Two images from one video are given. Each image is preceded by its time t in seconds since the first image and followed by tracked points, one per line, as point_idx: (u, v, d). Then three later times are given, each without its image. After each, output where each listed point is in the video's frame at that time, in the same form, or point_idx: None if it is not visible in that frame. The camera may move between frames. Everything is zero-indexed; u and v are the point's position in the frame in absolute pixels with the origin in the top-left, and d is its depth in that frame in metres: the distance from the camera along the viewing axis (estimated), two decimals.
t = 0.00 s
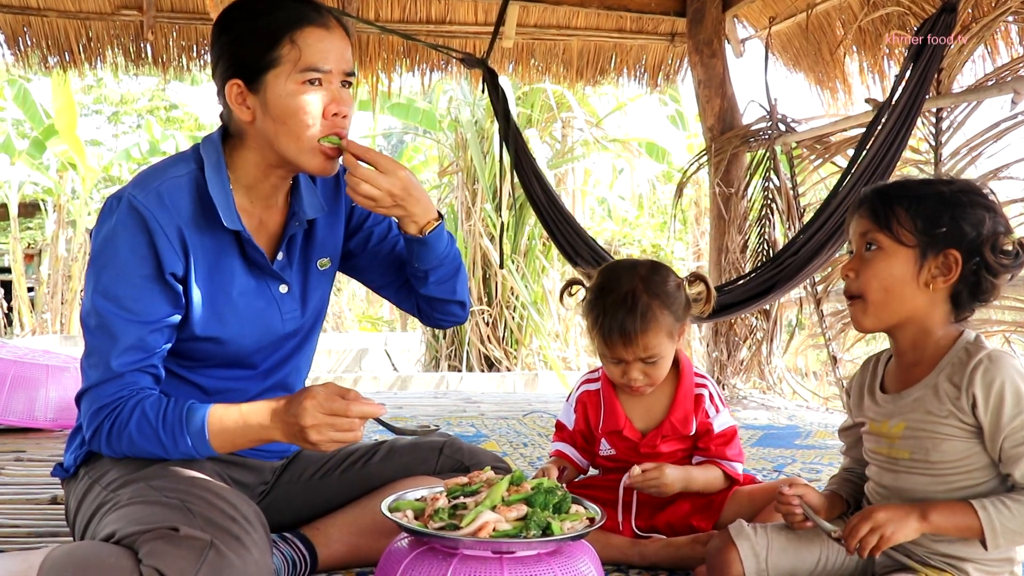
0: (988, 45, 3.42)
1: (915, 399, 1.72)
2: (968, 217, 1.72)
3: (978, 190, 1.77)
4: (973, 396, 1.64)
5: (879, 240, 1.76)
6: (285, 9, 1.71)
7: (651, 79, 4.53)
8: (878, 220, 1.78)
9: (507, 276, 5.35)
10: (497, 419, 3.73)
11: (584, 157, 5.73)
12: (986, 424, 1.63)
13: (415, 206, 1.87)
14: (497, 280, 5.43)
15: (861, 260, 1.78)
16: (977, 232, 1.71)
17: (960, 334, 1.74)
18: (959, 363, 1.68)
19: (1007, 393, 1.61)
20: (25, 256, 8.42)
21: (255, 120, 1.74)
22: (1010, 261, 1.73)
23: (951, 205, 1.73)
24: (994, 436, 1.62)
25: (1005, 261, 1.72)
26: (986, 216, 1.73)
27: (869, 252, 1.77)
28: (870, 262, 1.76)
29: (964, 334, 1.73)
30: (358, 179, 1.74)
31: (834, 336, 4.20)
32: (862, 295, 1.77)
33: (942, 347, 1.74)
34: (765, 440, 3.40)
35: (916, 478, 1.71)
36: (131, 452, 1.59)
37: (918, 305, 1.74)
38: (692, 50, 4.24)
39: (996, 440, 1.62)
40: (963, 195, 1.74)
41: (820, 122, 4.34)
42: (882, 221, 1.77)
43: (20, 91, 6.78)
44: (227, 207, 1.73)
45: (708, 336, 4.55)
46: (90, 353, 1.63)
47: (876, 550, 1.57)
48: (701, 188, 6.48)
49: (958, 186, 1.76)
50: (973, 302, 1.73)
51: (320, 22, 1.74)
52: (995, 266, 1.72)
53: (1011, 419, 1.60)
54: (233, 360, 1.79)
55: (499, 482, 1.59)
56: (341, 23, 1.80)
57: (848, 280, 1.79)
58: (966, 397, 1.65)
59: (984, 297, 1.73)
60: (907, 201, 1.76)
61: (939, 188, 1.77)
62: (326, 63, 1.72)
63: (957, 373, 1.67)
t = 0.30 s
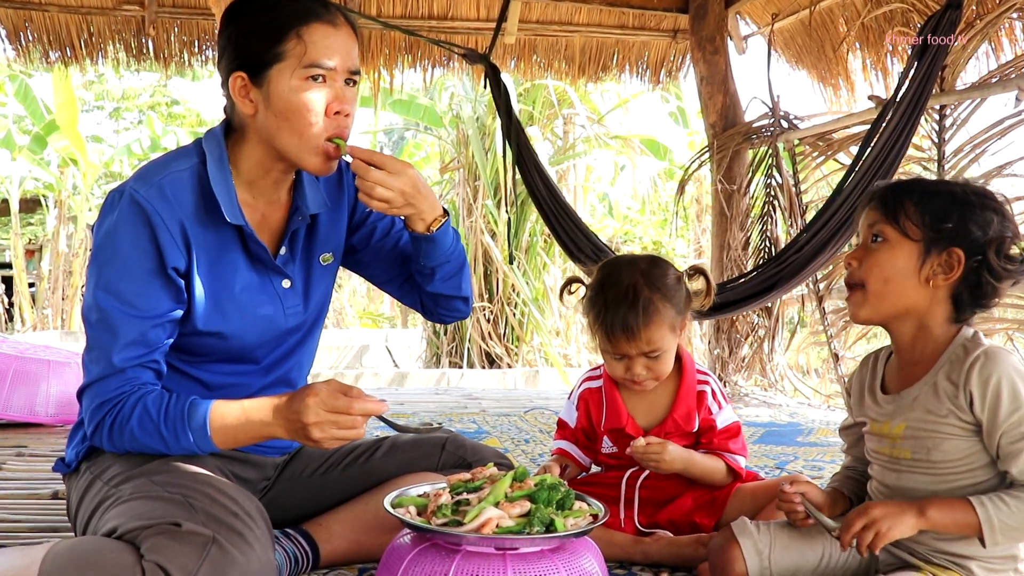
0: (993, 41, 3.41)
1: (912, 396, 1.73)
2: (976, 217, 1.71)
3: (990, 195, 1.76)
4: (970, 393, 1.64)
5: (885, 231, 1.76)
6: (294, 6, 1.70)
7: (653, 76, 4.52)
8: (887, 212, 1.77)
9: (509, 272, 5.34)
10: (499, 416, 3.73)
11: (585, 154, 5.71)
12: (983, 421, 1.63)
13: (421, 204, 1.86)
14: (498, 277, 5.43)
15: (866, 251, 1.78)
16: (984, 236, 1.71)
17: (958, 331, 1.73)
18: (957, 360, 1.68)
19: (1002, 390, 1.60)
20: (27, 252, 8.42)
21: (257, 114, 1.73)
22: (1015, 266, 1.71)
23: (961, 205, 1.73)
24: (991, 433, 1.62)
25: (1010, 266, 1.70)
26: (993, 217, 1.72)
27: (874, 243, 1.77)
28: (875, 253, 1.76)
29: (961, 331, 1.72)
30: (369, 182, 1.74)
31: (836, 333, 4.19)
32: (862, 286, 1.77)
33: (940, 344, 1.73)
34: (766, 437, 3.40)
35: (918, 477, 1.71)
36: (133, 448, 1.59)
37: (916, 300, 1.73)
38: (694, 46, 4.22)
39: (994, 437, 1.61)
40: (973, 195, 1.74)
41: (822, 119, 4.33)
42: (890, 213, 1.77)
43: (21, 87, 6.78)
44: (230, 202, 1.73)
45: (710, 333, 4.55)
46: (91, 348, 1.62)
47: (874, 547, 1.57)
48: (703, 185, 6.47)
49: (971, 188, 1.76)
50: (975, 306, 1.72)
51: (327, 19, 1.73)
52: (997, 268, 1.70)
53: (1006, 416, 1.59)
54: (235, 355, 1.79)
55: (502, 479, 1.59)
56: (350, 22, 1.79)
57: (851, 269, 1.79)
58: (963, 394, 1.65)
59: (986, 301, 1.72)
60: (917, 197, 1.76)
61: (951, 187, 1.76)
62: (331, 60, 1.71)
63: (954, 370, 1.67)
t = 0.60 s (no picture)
0: (996, 38, 3.40)
1: (919, 393, 1.72)
2: (981, 216, 1.71)
3: (993, 193, 1.76)
4: (978, 391, 1.63)
5: (888, 231, 1.76)
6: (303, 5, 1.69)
7: (655, 72, 4.51)
8: (889, 211, 1.77)
9: (510, 268, 5.32)
10: (500, 412, 3.72)
11: (587, 150, 5.70)
12: (992, 418, 1.62)
13: (430, 199, 1.88)
14: (499, 273, 5.42)
15: (868, 249, 1.78)
16: (988, 235, 1.70)
17: (965, 327, 1.73)
18: (965, 357, 1.67)
19: (1012, 387, 1.59)
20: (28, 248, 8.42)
21: (260, 109, 1.72)
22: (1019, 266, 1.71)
23: (965, 203, 1.72)
24: (1000, 430, 1.61)
25: (1015, 265, 1.71)
26: (998, 216, 1.72)
27: (877, 243, 1.77)
28: (877, 253, 1.75)
29: (968, 328, 1.71)
30: (383, 175, 1.75)
31: (838, 330, 4.18)
32: (866, 285, 1.76)
33: (946, 342, 1.73)
34: (768, 434, 3.40)
35: (926, 473, 1.70)
36: (132, 441, 1.58)
37: (921, 297, 1.72)
38: (696, 42, 4.21)
39: (1003, 434, 1.61)
40: (977, 194, 1.73)
41: (824, 116, 4.32)
42: (893, 212, 1.76)
43: (22, 82, 6.78)
44: (232, 195, 1.72)
45: (711, 330, 4.54)
46: (91, 341, 1.62)
47: (882, 536, 1.55)
48: (704, 181, 6.47)
49: (974, 186, 1.75)
50: (979, 304, 1.72)
51: (336, 19, 1.71)
52: (1001, 267, 1.70)
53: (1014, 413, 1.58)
54: (237, 349, 1.78)
55: (504, 475, 1.58)
56: (360, 23, 1.77)
57: (853, 268, 1.78)
58: (972, 391, 1.64)
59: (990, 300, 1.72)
60: (919, 196, 1.75)
61: (954, 185, 1.76)
62: (337, 63, 1.69)
63: (963, 367, 1.66)
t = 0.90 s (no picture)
0: (999, 34, 3.39)
1: (927, 391, 1.71)
2: (972, 206, 1.70)
3: (980, 178, 1.75)
4: (989, 389, 1.63)
5: (884, 237, 1.75)
6: (309, 10, 1.68)
7: (656, 69, 4.50)
8: (881, 218, 1.75)
9: (510, 265, 5.31)
10: (501, 409, 3.72)
11: (588, 147, 5.69)
12: (1003, 417, 1.62)
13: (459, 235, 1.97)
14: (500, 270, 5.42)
15: (867, 257, 1.76)
16: (982, 221, 1.70)
17: (975, 325, 1.72)
18: (975, 355, 1.66)
19: None
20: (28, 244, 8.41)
21: (264, 109, 1.72)
22: (1019, 248, 1.72)
23: (954, 195, 1.71)
24: (1010, 429, 1.61)
25: (1015, 248, 1.71)
26: (990, 203, 1.71)
27: (873, 250, 1.76)
28: (876, 259, 1.74)
29: (978, 326, 1.71)
30: (459, 217, 1.86)
31: (839, 327, 4.18)
32: (870, 292, 1.75)
33: (956, 339, 1.72)
34: (770, 431, 3.39)
35: (933, 471, 1.70)
36: (122, 436, 1.57)
37: (926, 297, 1.72)
38: (698, 39, 4.19)
39: (1013, 433, 1.61)
40: (964, 184, 1.72)
41: (826, 113, 4.31)
42: (885, 217, 1.75)
43: (23, 79, 6.77)
44: (231, 193, 1.72)
45: (712, 327, 4.53)
46: (86, 336, 1.61)
47: (891, 533, 1.56)
48: (705, 178, 6.46)
49: (960, 175, 1.74)
50: (985, 290, 1.71)
51: (343, 23, 1.69)
52: (1003, 254, 1.70)
53: None
54: (236, 347, 1.77)
55: (506, 471, 1.58)
56: (368, 24, 1.76)
57: (856, 279, 1.77)
58: (982, 389, 1.64)
59: (996, 285, 1.71)
60: (909, 196, 1.74)
61: (940, 178, 1.75)
62: (341, 70, 1.68)
63: (973, 365, 1.66)
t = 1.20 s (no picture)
0: (1001, 30, 3.39)
1: (930, 390, 1.71)
2: (965, 198, 1.70)
3: (972, 170, 1.75)
4: (993, 388, 1.62)
5: (879, 235, 1.74)
6: (315, 11, 1.68)
7: (658, 66, 4.50)
8: (876, 217, 1.75)
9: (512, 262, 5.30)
10: (503, 406, 3.72)
11: (589, 144, 5.68)
12: (1007, 416, 1.61)
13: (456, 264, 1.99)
14: (502, 267, 5.42)
15: (864, 257, 1.76)
16: (975, 213, 1.70)
17: (979, 323, 1.71)
18: (979, 353, 1.66)
19: None
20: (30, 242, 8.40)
21: (263, 106, 1.71)
22: (1016, 238, 1.69)
23: (947, 189, 1.71)
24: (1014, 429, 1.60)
25: (1014, 238, 1.69)
26: (983, 195, 1.71)
27: (871, 249, 1.75)
28: (873, 259, 1.74)
29: (983, 323, 1.70)
30: (469, 250, 1.89)
31: (841, 324, 4.17)
32: (868, 292, 1.74)
33: (959, 337, 1.71)
34: (772, 428, 3.39)
35: (937, 470, 1.69)
36: (116, 434, 1.57)
37: (927, 294, 1.71)
38: (699, 35, 4.18)
39: (1017, 432, 1.60)
40: (956, 178, 1.72)
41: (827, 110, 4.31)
42: (879, 216, 1.75)
43: (25, 78, 6.77)
44: (228, 189, 1.72)
45: (714, 324, 4.52)
46: (82, 332, 1.61)
47: (893, 536, 1.56)
48: (707, 175, 6.45)
49: (951, 170, 1.75)
50: (986, 283, 1.71)
51: (345, 23, 1.69)
52: (1000, 244, 1.68)
53: None
54: (234, 343, 1.77)
55: (507, 468, 1.58)
56: (370, 25, 1.76)
57: (855, 280, 1.77)
58: (986, 388, 1.63)
59: (996, 280, 1.71)
60: (902, 194, 1.75)
61: (931, 174, 1.75)
62: (343, 72, 1.67)
63: (977, 364, 1.65)
